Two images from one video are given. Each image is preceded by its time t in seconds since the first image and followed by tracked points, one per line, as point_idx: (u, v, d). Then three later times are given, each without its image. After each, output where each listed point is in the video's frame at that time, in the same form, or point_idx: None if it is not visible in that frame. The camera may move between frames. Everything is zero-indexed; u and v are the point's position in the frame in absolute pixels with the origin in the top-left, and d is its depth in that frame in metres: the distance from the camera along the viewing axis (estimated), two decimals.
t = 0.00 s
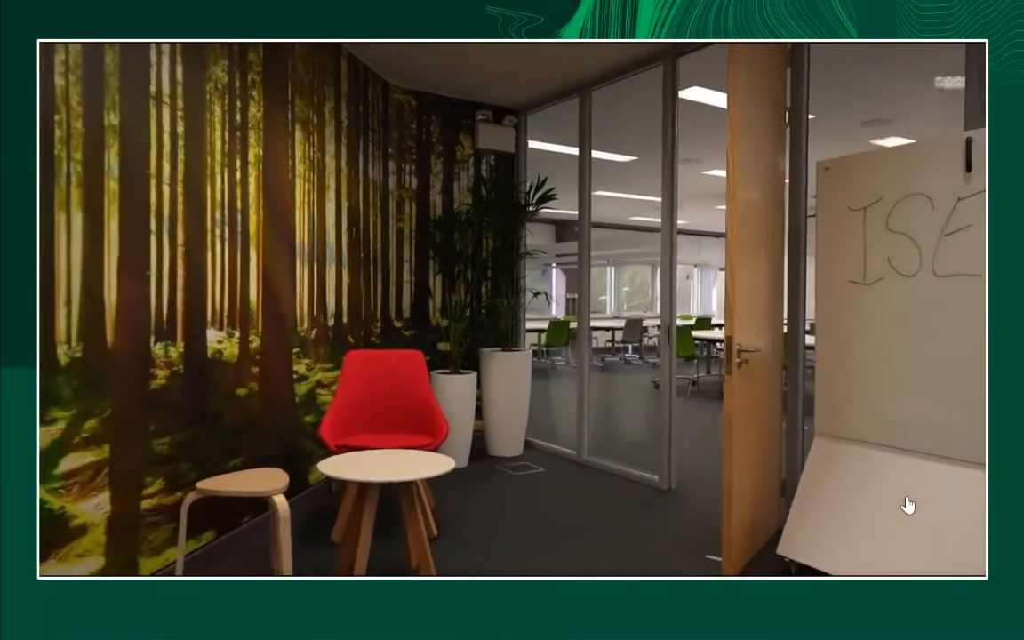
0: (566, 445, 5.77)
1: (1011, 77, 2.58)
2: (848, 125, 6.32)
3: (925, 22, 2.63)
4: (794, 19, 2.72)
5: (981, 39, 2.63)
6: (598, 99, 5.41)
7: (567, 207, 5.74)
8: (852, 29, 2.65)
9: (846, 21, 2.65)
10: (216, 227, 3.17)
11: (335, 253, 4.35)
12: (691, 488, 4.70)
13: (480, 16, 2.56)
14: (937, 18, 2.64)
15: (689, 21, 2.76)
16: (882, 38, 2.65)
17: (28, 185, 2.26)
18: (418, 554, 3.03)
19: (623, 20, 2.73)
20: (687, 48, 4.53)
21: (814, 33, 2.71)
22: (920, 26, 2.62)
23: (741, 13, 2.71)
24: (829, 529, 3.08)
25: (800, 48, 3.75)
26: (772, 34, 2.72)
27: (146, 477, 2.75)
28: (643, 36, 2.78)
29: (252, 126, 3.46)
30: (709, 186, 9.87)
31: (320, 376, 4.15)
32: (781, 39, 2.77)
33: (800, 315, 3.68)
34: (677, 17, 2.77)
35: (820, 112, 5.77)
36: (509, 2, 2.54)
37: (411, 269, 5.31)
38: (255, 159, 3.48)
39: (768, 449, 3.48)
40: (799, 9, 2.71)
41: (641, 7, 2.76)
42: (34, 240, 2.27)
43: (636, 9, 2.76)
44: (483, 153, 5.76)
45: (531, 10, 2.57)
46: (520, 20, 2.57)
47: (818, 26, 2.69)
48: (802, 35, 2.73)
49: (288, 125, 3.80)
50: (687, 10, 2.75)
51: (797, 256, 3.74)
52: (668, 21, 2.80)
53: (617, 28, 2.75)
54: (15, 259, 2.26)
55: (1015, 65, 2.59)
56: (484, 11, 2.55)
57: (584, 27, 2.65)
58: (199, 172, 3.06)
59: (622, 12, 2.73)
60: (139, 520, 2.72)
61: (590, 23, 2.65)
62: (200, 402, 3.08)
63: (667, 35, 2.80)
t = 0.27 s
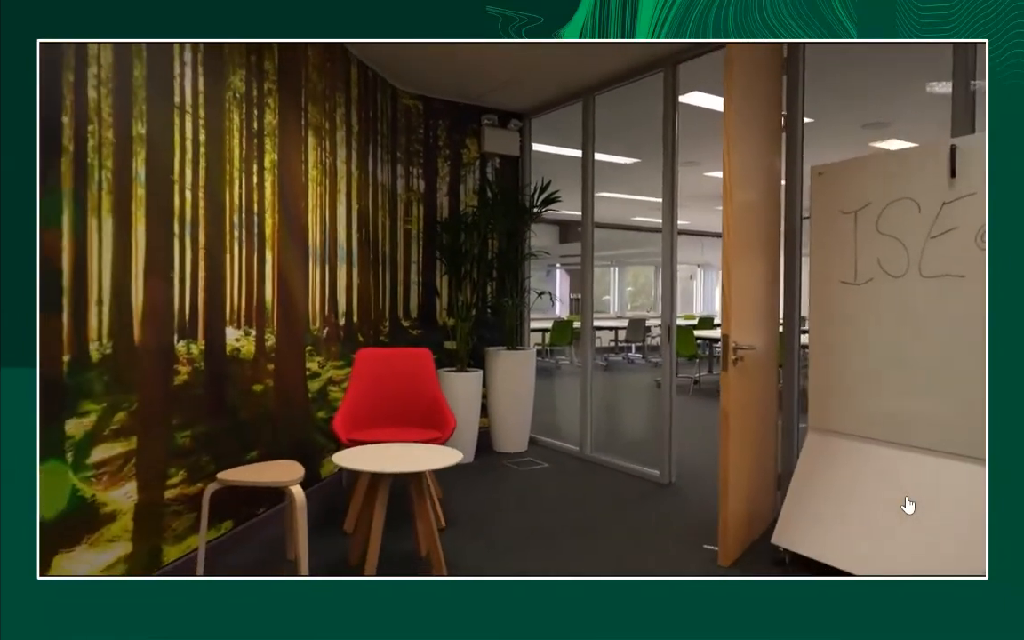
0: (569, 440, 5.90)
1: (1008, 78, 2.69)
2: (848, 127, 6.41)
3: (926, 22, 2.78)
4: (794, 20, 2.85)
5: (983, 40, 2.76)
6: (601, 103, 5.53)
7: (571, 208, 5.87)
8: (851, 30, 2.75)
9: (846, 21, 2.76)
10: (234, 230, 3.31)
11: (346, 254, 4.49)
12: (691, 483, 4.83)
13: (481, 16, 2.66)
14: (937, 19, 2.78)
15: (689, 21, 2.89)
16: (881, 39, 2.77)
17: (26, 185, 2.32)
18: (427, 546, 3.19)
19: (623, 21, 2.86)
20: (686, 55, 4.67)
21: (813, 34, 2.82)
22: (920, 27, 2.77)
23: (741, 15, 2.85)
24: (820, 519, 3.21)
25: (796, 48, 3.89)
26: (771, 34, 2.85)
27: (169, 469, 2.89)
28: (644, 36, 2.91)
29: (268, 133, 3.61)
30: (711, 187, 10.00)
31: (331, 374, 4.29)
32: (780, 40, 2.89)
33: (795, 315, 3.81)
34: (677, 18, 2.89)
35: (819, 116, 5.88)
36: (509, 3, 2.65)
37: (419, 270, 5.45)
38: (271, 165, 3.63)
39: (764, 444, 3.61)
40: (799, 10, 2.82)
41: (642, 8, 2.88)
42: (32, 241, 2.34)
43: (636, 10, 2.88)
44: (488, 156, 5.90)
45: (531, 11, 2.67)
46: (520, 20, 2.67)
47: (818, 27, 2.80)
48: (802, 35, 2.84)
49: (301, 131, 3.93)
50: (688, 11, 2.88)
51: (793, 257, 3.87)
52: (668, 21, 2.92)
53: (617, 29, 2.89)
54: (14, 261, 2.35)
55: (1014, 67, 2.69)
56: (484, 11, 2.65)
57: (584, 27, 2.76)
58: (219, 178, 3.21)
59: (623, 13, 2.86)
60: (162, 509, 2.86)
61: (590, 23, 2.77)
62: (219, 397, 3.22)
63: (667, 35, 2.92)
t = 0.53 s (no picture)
0: (571, 439, 6.05)
1: (1009, 76, 2.73)
2: (844, 133, 6.55)
3: (925, 22, 2.85)
4: (794, 20, 2.86)
5: (983, 40, 2.79)
6: (602, 110, 5.69)
7: (573, 212, 6.03)
8: (851, 29, 2.77)
9: (845, 21, 2.78)
10: (251, 237, 3.48)
11: (355, 258, 4.65)
12: (689, 479, 4.97)
13: (481, 16, 2.64)
14: (937, 18, 2.85)
15: (690, 21, 2.84)
16: (879, 39, 2.77)
17: (27, 184, 2.36)
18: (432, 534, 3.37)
19: (623, 21, 2.85)
20: (683, 65, 4.82)
21: (813, 34, 2.84)
22: (920, 26, 2.84)
23: (741, 14, 2.83)
24: (809, 511, 3.35)
25: (790, 48, 4.05)
26: (771, 34, 2.84)
27: (192, 462, 3.06)
28: (643, 36, 2.87)
29: (282, 143, 3.76)
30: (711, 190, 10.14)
31: (341, 373, 4.45)
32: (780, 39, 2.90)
33: (788, 316, 3.97)
34: (677, 17, 2.85)
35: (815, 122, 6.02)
36: (508, 2, 2.62)
37: (425, 272, 5.61)
38: (285, 173, 3.79)
39: (758, 441, 3.76)
40: (799, 10, 2.84)
41: (642, 8, 2.85)
42: (31, 237, 2.36)
43: (636, 10, 2.86)
44: (493, 162, 6.06)
45: (531, 11, 2.64)
46: (520, 20, 2.65)
47: (818, 27, 2.82)
48: (802, 35, 2.86)
49: (313, 140, 4.10)
50: (688, 11, 2.83)
51: (785, 261, 4.03)
52: (668, 21, 2.87)
53: (617, 29, 2.87)
54: (14, 261, 2.37)
55: (1013, 67, 2.73)
56: (484, 11, 2.63)
57: (584, 27, 2.75)
58: (237, 187, 3.37)
59: (623, 13, 2.84)
60: (185, 500, 3.02)
61: (590, 23, 2.75)
62: (237, 395, 3.38)
63: (667, 34, 2.86)
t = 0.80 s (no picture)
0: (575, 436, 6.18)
1: (1009, 76, 2.74)
2: (843, 135, 6.65)
3: (925, 22, 2.84)
4: (794, 20, 2.88)
5: (980, 39, 2.79)
6: (605, 115, 5.81)
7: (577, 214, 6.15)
8: (851, 29, 2.79)
9: (845, 21, 2.80)
10: (267, 241, 3.61)
11: (365, 260, 4.79)
12: (690, 475, 5.10)
13: (481, 16, 2.70)
14: (937, 18, 2.83)
15: (689, 21, 2.87)
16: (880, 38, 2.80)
17: (28, 181, 2.34)
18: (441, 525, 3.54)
19: (623, 20, 2.87)
20: (683, 72, 4.95)
21: (814, 33, 2.86)
22: (920, 27, 2.82)
23: (741, 14, 2.87)
24: (804, 505, 3.48)
25: (787, 54, 4.19)
26: (771, 34, 2.88)
27: (211, 457, 3.19)
28: (644, 36, 2.89)
29: (296, 149, 3.90)
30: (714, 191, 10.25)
31: (352, 372, 4.58)
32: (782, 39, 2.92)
33: (785, 317, 4.09)
34: (677, 18, 2.87)
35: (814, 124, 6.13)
36: (508, 2, 2.67)
37: (432, 274, 5.75)
38: (298, 178, 3.92)
39: (756, 437, 3.88)
40: (798, 11, 2.86)
41: (642, 8, 2.87)
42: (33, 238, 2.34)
43: (636, 10, 2.87)
44: (498, 165, 6.19)
45: (531, 11, 2.69)
46: (520, 20, 2.69)
47: (818, 26, 2.84)
48: (802, 35, 2.88)
49: (325, 146, 4.23)
50: (687, 11, 2.86)
51: (783, 264, 4.15)
52: (668, 22, 2.89)
53: (617, 29, 2.90)
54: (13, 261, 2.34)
55: (1013, 67, 2.74)
56: (484, 11, 2.69)
57: (584, 27, 2.79)
58: (254, 193, 3.51)
59: (623, 13, 2.86)
60: (206, 493, 3.16)
61: (590, 22, 2.78)
62: (253, 393, 3.52)
63: (668, 35, 2.88)
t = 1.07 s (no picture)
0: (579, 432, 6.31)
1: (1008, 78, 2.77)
2: (843, 136, 6.76)
3: (926, 22, 2.88)
4: (794, 20, 2.95)
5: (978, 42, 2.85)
6: (608, 117, 5.94)
7: (580, 214, 6.28)
8: (851, 29, 2.85)
9: (845, 21, 2.86)
10: (282, 241, 3.75)
11: (374, 260, 4.92)
12: (691, 469, 5.23)
13: (481, 16, 2.72)
14: (937, 18, 2.88)
15: (689, 21, 2.87)
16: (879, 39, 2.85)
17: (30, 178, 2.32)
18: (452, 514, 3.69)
19: (623, 21, 2.90)
20: (684, 77, 5.07)
21: (813, 33, 2.93)
22: (919, 27, 2.86)
23: (741, 14, 2.90)
24: (800, 495, 3.61)
25: (785, 61, 4.34)
26: (771, 34, 2.95)
27: (231, 449, 3.33)
28: (644, 36, 2.91)
29: (309, 153, 4.03)
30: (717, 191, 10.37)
31: (362, 368, 4.72)
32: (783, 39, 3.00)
33: (783, 314, 4.22)
34: (677, 18, 2.88)
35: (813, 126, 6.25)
36: (508, 2, 2.69)
37: (439, 273, 5.88)
38: (312, 180, 4.05)
39: (755, 431, 4.01)
40: (797, 12, 2.92)
41: (642, 8, 2.89)
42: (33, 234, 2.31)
43: (635, 10, 2.89)
44: (504, 167, 6.32)
45: (531, 11, 2.71)
46: (520, 20, 2.72)
47: (818, 27, 2.90)
48: (801, 35, 2.95)
49: (336, 149, 4.37)
50: (687, 11, 2.87)
51: (781, 263, 4.28)
52: (668, 22, 2.89)
53: (617, 29, 2.93)
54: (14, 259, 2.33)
55: (1012, 69, 2.77)
56: (484, 11, 2.71)
57: (584, 27, 2.82)
58: (270, 195, 3.63)
59: (623, 13, 2.89)
60: (226, 483, 3.30)
61: (590, 23, 2.82)
62: (270, 387, 3.66)
63: (667, 35, 2.89)
